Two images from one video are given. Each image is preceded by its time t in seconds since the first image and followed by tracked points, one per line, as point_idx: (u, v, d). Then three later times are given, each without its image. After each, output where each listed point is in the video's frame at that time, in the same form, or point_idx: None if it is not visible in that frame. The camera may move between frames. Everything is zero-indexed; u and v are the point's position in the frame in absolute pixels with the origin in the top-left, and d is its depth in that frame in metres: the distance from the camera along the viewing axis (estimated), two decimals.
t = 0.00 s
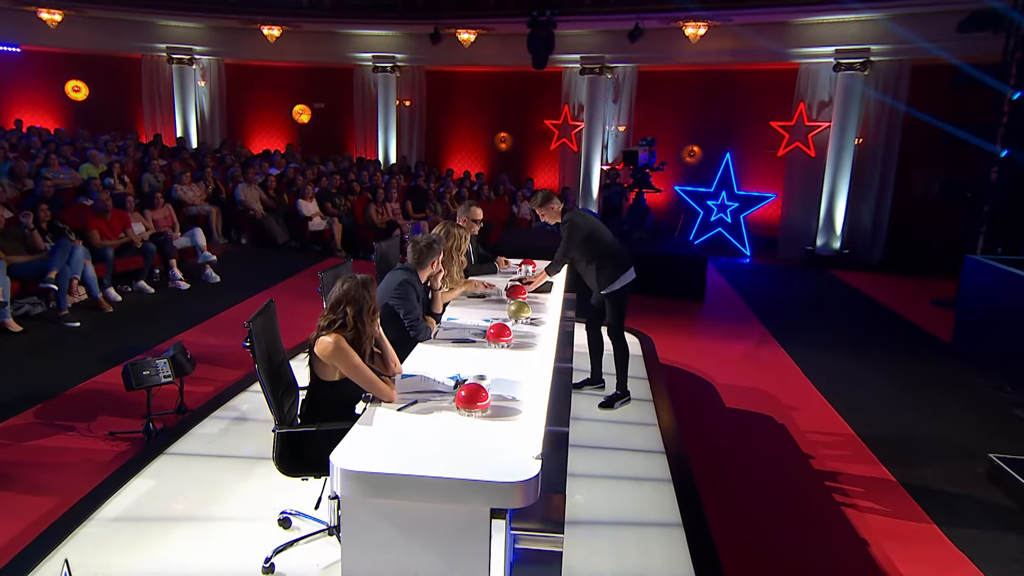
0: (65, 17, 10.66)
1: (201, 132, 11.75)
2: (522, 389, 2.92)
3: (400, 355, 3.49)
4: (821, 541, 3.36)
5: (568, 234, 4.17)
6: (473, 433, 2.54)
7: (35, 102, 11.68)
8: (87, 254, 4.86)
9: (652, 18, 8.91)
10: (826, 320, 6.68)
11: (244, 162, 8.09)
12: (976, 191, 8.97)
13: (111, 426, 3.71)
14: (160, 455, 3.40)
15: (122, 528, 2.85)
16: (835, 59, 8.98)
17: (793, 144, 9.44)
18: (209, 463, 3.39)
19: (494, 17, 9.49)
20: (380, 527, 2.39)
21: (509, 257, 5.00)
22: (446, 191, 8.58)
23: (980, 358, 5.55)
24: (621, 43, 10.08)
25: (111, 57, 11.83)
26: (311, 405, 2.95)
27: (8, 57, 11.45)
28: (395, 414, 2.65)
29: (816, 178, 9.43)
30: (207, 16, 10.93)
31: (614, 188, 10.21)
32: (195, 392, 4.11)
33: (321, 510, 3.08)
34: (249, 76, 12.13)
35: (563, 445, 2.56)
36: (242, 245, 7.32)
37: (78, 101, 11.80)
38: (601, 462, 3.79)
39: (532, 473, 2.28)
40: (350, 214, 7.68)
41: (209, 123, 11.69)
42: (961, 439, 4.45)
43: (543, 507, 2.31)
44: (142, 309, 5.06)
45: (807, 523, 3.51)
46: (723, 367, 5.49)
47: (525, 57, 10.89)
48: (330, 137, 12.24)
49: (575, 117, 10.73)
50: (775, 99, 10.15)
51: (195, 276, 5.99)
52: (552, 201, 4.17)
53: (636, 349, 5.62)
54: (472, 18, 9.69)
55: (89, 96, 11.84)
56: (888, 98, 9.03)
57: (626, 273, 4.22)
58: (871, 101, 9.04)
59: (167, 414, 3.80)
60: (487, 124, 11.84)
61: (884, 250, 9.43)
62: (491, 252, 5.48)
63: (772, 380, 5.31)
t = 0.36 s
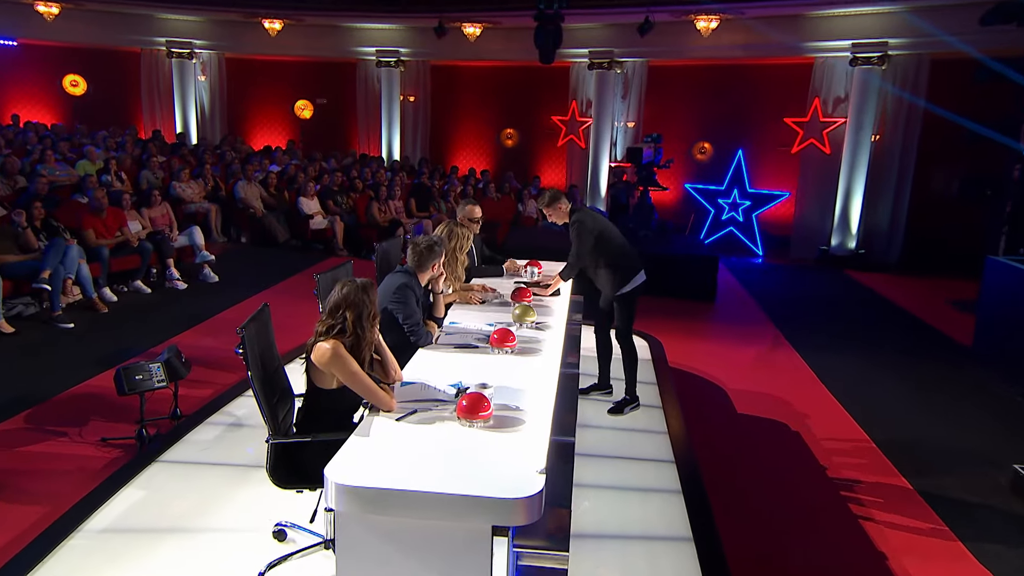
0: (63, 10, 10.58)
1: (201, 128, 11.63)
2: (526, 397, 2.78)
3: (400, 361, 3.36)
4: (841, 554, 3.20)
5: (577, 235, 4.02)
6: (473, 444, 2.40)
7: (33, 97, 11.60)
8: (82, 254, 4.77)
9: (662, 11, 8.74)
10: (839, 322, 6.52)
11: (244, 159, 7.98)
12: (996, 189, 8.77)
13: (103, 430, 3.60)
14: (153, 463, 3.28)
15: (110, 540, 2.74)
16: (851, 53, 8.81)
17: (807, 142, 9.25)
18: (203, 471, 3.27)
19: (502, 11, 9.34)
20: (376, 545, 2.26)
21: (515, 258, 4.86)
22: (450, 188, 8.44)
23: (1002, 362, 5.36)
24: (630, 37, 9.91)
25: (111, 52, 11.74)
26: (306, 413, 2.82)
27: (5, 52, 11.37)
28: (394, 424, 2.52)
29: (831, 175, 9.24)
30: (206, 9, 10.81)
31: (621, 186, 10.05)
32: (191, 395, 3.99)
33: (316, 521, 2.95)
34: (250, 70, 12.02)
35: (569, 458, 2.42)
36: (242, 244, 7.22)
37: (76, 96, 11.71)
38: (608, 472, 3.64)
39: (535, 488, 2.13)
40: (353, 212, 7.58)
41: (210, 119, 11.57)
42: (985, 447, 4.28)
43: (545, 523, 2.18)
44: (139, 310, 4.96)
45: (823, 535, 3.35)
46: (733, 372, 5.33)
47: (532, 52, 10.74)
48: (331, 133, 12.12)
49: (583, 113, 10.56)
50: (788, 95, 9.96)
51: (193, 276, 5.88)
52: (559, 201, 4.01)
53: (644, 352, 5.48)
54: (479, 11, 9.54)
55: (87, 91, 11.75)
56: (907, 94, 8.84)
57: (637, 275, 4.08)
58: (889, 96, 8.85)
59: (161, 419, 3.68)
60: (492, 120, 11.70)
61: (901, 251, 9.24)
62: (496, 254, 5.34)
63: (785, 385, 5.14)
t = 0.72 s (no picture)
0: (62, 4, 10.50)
1: (203, 124, 11.55)
2: (530, 407, 2.67)
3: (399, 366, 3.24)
4: (858, 568, 3.07)
5: (587, 232, 3.92)
6: (474, 456, 2.30)
7: (31, 92, 11.52)
8: (78, 252, 4.70)
9: (671, 5, 8.60)
10: (851, 324, 6.38)
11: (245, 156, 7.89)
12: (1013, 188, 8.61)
13: (96, 434, 3.51)
14: (146, 470, 3.19)
15: (97, 553, 2.63)
16: (866, 48, 8.65)
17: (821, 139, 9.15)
18: (197, 479, 3.17)
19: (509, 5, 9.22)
20: (372, 563, 2.15)
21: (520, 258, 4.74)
22: (453, 187, 8.33)
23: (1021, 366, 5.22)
24: (639, 32, 9.77)
25: (111, 46, 11.67)
26: (301, 422, 2.71)
27: (4, 46, 11.30)
28: (394, 434, 2.42)
29: (845, 173, 9.12)
30: (207, 2, 10.73)
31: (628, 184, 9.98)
32: (187, 399, 3.90)
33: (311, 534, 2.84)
34: (251, 66, 11.92)
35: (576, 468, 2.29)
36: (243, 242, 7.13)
37: (75, 92, 11.64)
38: (615, 481, 3.52)
39: (539, 504, 2.02)
40: (355, 211, 7.49)
41: (211, 115, 11.50)
42: (1006, 456, 4.13)
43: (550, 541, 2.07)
44: (136, 310, 4.87)
45: (839, 547, 3.23)
46: (742, 377, 5.20)
47: (538, 47, 10.61)
48: (334, 129, 12.03)
49: (591, 109, 10.43)
50: (799, 91, 9.80)
51: (192, 274, 5.80)
52: (571, 196, 3.90)
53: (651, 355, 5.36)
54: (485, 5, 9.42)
55: (86, 86, 11.69)
56: (923, 90, 8.67)
57: (647, 277, 3.94)
58: (904, 92, 8.68)
59: (156, 424, 3.59)
60: (498, 116, 11.57)
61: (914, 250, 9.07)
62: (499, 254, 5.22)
63: (796, 390, 5.01)
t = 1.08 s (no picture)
0: None
1: (203, 121, 11.47)
2: (534, 417, 2.55)
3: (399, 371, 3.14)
4: None
5: (598, 228, 3.79)
6: (475, 468, 2.19)
7: (29, 88, 11.45)
8: (73, 252, 4.63)
9: None
10: (862, 326, 6.25)
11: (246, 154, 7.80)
12: None
13: (88, 440, 3.42)
14: (139, 478, 3.09)
15: (84, 566, 2.53)
16: (881, 43, 8.49)
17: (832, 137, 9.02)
18: (190, 488, 3.08)
19: None
20: None
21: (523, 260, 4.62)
22: (457, 185, 8.23)
23: None
24: (647, 27, 9.63)
25: (110, 41, 11.60)
26: (297, 432, 2.61)
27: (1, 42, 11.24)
28: (393, 445, 2.31)
29: (857, 172, 8.96)
30: None
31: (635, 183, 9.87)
32: (183, 403, 3.81)
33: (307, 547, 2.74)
34: (252, 62, 11.83)
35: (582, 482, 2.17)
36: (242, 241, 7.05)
37: (74, 87, 11.58)
38: (621, 492, 3.40)
39: (542, 521, 1.91)
40: (357, 210, 7.40)
41: (211, 112, 11.42)
42: None
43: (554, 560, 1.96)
44: (134, 310, 4.79)
45: (855, 560, 3.10)
46: (752, 381, 5.08)
47: (544, 42, 10.48)
48: (336, 126, 11.94)
49: (597, 106, 10.29)
50: (811, 88, 9.65)
51: (191, 274, 5.71)
52: (584, 190, 3.77)
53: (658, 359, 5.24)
54: None
55: (85, 82, 11.63)
56: (939, 86, 8.53)
57: (654, 281, 3.82)
58: (919, 88, 8.53)
59: (151, 429, 3.50)
60: (503, 113, 11.45)
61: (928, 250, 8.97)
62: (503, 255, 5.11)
63: (807, 395, 4.89)
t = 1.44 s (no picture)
0: None
1: (194, 116, 11.33)
2: (531, 425, 2.45)
3: (393, 378, 3.03)
4: None
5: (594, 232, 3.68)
6: (470, 481, 2.09)
7: (16, 81, 11.29)
8: (59, 251, 4.53)
9: None
10: (865, 326, 6.16)
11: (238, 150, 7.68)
12: None
13: (71, 446, 3.32)
14: (123, 486, 2.99)
15: None
16: (885, 38, 8.38)
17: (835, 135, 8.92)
18: (176, 497, 2.98)
19: None
20: None
21: (520, 260, 4.52)
22: (453, 182, 8.12)
23: None
24: (647, 21, 9.51)
25: (99, 34, 11.44)
26: (285, 441, 2.51)
27: None
28: (383, 456, 2.20)
29: (861, 170, 8.87)
30: None
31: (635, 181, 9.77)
32: (170, 408, 3.71)
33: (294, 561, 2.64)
34: (244, 56, 11.69)
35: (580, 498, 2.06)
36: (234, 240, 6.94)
37: (61, 81, 11.41)
38: (621, 501, 3.30)
39: (540, 537, 1.82)
40: (351, 207, 7.29)
41: (202, 107, 11.27)
42: None
43: None
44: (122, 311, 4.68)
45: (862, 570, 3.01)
46: (752, 384, 4.99)
47: (542, 36, 10.36)
48: (329, 121, 11.80)
49: (596, 101, 10.18)
50: (813, 83, 9.54)
51: (180, 274, 5.61)
52: (578, 193, 3.68)
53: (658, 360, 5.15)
54: None
55: (73, 76, 11.47)
56: (945, 81, 8.41)
57: (656, 283, 3.73)
58: (923, 83, 8.42)
59: (136, 435, 3.40)
60: (500, 108, 11.32)
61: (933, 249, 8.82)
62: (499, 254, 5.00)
63: (809, 397, 4.80)
